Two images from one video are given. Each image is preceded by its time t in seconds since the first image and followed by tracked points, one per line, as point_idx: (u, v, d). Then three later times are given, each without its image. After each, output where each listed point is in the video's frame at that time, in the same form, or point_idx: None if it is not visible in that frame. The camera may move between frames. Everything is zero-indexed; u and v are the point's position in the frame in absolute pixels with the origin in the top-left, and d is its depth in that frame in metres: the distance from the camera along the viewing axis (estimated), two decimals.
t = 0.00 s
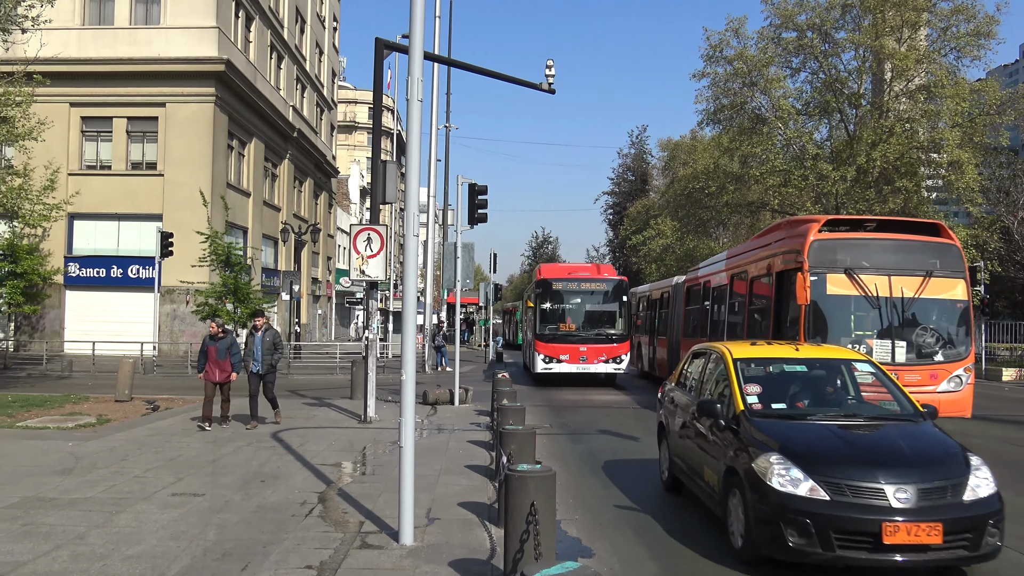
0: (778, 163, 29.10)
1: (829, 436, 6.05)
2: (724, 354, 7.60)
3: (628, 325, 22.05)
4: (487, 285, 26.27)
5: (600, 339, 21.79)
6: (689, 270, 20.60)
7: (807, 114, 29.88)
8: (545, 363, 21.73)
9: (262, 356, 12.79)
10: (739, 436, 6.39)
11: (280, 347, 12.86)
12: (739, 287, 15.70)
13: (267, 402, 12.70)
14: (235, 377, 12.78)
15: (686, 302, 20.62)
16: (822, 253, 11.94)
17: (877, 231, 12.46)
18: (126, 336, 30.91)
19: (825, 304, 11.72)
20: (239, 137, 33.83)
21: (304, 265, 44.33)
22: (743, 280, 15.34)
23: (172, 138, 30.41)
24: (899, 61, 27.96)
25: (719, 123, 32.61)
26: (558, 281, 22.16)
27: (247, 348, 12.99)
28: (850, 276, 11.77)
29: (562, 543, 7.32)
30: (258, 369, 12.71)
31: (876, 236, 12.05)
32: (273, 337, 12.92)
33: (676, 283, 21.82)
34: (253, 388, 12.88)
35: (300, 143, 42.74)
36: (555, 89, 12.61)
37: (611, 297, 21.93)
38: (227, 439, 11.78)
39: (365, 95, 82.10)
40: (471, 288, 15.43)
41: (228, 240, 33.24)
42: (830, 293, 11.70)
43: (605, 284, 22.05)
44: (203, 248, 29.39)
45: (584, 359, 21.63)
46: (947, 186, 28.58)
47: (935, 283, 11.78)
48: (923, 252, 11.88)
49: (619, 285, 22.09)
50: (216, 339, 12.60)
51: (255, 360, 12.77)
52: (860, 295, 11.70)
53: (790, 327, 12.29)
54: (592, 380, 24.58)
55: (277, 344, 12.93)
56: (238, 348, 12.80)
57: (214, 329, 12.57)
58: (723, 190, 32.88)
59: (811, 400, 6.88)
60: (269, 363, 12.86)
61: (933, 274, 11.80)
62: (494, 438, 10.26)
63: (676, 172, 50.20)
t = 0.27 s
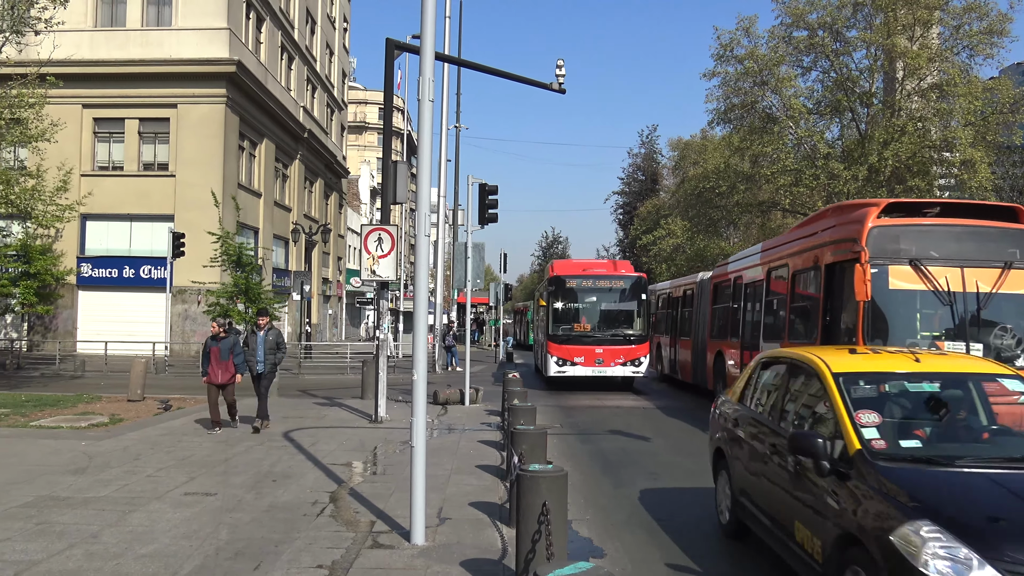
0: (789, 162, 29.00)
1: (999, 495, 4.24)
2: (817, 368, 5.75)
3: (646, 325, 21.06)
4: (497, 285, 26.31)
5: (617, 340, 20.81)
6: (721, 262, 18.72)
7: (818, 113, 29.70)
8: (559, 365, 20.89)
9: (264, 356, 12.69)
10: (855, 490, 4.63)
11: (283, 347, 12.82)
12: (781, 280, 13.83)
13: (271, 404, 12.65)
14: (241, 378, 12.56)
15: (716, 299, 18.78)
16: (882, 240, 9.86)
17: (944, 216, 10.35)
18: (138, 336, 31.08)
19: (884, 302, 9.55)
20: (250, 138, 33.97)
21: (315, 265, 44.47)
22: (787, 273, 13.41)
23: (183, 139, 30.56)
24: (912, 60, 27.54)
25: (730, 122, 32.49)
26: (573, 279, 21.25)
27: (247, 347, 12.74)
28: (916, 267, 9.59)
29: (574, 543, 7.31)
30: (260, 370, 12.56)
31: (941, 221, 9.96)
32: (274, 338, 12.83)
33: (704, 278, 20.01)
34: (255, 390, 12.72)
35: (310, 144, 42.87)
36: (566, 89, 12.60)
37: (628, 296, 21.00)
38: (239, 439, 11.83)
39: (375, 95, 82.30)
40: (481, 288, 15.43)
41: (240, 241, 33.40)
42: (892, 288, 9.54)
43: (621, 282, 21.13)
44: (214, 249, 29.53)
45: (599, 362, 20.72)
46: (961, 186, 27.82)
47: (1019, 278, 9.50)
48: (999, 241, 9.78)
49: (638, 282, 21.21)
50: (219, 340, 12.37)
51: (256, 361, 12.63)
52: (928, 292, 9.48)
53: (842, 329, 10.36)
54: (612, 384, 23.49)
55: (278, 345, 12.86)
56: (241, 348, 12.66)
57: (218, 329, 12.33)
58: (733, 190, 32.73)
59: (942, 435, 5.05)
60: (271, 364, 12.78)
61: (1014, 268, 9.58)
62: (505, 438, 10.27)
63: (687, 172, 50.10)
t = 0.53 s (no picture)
0: (801, 162, 28.88)
1: None
2: None
3: (670, 326, 19.03)
4: (508, 285, 26.32)
5: (637, 343, 18.80)
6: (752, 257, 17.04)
7: (830, 113, 29.58)
8: (574, 370, 18.83)
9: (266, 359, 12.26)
10: None
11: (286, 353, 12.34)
12: (834, 273, 12.15)
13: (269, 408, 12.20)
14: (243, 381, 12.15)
15: (749, 297, 17.07)
16: (978, 221, 8.29)
17: None
18: (150, 336, 31.22)
19: (985, 298, 8.09)
20: (262, 139, 34.12)
21: (326, 265, 44.62)
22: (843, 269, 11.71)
23: (195, 140, 30.72)
24: (925, 59, 27.35)
25: (742, 122, 32.40)
26: (589, 275, 19.24)
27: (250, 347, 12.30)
28: None
29: (586, 544, 7.30)
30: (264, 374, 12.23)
31: None
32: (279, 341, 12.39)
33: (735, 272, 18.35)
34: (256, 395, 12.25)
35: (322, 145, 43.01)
36: (578, 89, 12.58)
37: (650, 294, 19.01)
38: (252, 439, 11.88)
39: (387, 96, 82.57)
40: (493, 288, 15.44)
41: (253, 241, 33.54)
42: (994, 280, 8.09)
43: (642, 278, 19.10)
44: (226, 249, 29.66)
45: (619, 366, 18.70)
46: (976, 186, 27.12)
47: None
48: None
49: (660, 278, 19.16)
50: (222, 338, 12.00)
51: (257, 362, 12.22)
52: None
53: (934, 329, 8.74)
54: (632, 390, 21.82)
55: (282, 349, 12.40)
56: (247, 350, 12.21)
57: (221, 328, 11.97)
58: (745, 190, 32.64)
59: None
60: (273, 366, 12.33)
61: None
62: (517, 438, 10.27)
63: (699, 172, 50.03)
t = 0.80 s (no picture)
0: (817, 162, 28.71)
1: None
2: None
3: (699, 326, 17.33)
4: (522, 285, 26.31)
5: (663, 345, 17.08)
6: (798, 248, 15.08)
7: (846, 112, 29.41)
8: (593, 375, 17.12)
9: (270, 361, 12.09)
10: None
11: (290, 355, 12.14)
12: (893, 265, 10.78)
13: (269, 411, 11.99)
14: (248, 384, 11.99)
15: (794, 292, 15.13)
16: None
17: None
18: (166, 336, 31.40)
19: None
20: (277, 140, 34.29)
21: (340, 265, 44.79)
22: (927, 257, 9.67)
23: (210, 141, 30.93)
24: (941, 58, 27.16)
25: (756, 122, 32.28)
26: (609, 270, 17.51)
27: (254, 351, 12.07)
28: None
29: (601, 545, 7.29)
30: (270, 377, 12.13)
31: None
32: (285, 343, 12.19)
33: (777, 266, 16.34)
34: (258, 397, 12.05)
35: (336, 145, 43.17)
36: (592, 90, 12.56)
37: (676, 291, 17.29)
38: (267, 438, 11.94)
39: (400, 97, 82.85)
40: (506, 289, 15.44)
41: (267, 242, 33.70)
42: None
43: (668, 273, 17.37)
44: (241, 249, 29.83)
45: (642, 371, 16.99)
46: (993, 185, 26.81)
47: None
48: None
49: (687, 273, 17.42)
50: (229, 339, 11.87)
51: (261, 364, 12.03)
52: None
53: None
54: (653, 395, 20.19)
55: (287, 350, 12.21)
56: (254, 352, 12.07)
57: (229, 327, 11.85)
58: (760, 190, 32.50)
59: None
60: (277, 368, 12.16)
61: None
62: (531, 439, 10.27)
63: (712, 172, 49.89)
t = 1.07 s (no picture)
0: (833, 162, 28.51)
1: None
2: None
3: (729, 327, 15.86)
4: (536, 286, 26.30)
5: (690, 347, 15.62)
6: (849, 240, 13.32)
7: (862, 112, 29.18)
8: (613, 380, 15.68)
9: (276, 362, 11.84)
10: None
11: (296, 354, 11.95)
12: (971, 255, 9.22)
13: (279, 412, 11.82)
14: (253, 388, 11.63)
15: (849, 289, 13.17)
16: None
17: None
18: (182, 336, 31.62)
19: None
20: (292, 140, 34.46)
21: (355, 266, 44.96)
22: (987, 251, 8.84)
23: (227, 142, 31.14)
24: (959, 57, 26.91)
25: (772, 122, 32.13)
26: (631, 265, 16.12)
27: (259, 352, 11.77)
28: None
29: (615, 545, 7.27)
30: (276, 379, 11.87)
31: None
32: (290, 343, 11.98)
33: (828, 259, 14.37)
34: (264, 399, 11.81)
35: (351, 146, 43.36)
36: (606, 90, 12.54)
37: (706, 288, 15.88)
38: (282, 438, 12.00)
39: (415, 97, 83.08)
40: (520, 289, 15.42)
41: (283, 242, 33.89)
42: None
43: (697, 268, 15.99)
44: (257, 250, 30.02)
45: (667, 376, 15.55)
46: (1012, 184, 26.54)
47: None
48: None
49: (718, 268, 16.02)
50: (234, 341, 11.53)
51: (268, 365, 11.80)
52: None
53: None
54: (680, 403, 18.54)
55: (292, 351, 12.02)
56: (259, 355, 11.77)
57: (234, 329, 11.51)
58: (775, 190, 32.33)
59: None
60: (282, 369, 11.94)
61: None
62: (545, 439, 10.25)
63: (728, 173, 49.68)
